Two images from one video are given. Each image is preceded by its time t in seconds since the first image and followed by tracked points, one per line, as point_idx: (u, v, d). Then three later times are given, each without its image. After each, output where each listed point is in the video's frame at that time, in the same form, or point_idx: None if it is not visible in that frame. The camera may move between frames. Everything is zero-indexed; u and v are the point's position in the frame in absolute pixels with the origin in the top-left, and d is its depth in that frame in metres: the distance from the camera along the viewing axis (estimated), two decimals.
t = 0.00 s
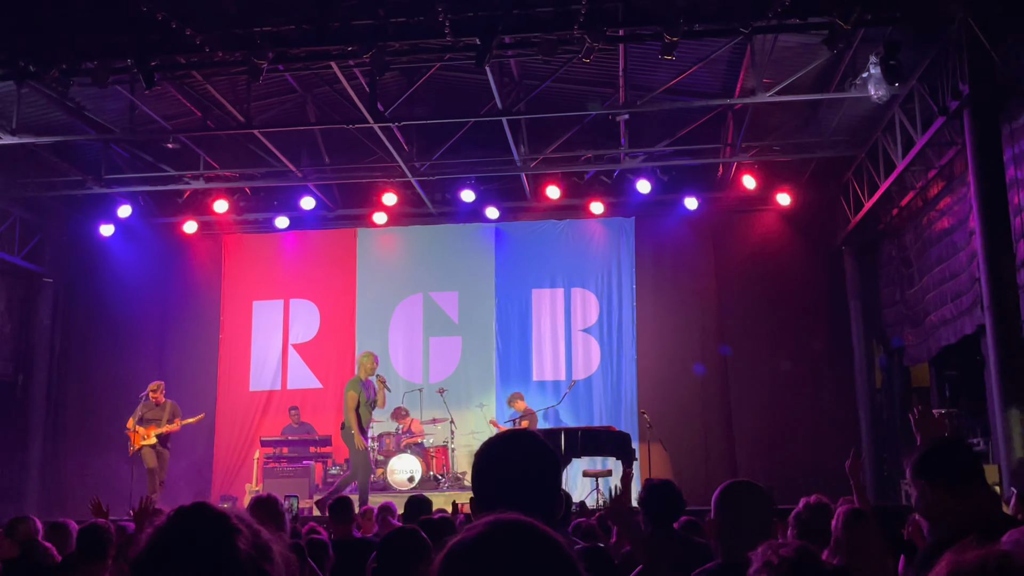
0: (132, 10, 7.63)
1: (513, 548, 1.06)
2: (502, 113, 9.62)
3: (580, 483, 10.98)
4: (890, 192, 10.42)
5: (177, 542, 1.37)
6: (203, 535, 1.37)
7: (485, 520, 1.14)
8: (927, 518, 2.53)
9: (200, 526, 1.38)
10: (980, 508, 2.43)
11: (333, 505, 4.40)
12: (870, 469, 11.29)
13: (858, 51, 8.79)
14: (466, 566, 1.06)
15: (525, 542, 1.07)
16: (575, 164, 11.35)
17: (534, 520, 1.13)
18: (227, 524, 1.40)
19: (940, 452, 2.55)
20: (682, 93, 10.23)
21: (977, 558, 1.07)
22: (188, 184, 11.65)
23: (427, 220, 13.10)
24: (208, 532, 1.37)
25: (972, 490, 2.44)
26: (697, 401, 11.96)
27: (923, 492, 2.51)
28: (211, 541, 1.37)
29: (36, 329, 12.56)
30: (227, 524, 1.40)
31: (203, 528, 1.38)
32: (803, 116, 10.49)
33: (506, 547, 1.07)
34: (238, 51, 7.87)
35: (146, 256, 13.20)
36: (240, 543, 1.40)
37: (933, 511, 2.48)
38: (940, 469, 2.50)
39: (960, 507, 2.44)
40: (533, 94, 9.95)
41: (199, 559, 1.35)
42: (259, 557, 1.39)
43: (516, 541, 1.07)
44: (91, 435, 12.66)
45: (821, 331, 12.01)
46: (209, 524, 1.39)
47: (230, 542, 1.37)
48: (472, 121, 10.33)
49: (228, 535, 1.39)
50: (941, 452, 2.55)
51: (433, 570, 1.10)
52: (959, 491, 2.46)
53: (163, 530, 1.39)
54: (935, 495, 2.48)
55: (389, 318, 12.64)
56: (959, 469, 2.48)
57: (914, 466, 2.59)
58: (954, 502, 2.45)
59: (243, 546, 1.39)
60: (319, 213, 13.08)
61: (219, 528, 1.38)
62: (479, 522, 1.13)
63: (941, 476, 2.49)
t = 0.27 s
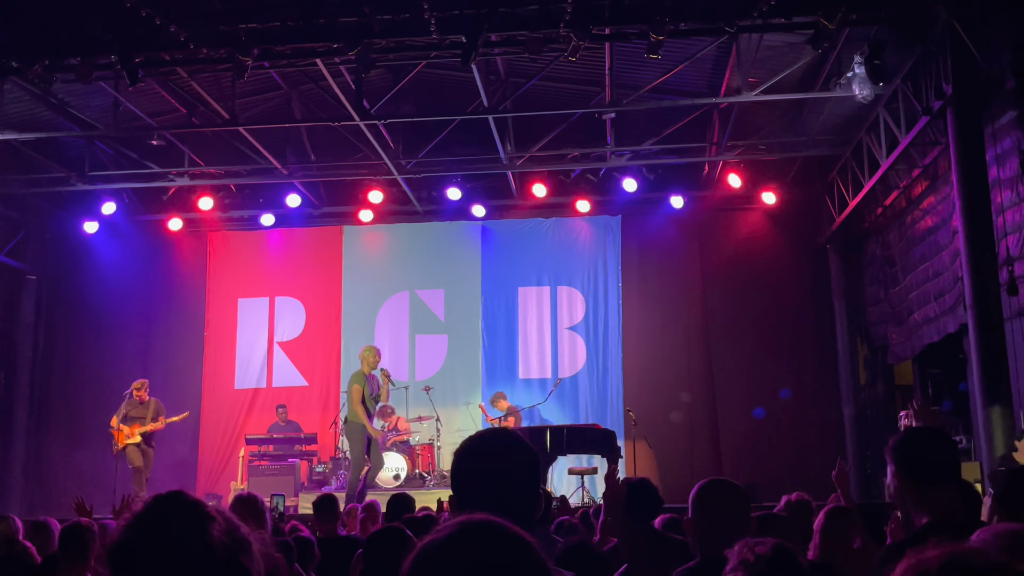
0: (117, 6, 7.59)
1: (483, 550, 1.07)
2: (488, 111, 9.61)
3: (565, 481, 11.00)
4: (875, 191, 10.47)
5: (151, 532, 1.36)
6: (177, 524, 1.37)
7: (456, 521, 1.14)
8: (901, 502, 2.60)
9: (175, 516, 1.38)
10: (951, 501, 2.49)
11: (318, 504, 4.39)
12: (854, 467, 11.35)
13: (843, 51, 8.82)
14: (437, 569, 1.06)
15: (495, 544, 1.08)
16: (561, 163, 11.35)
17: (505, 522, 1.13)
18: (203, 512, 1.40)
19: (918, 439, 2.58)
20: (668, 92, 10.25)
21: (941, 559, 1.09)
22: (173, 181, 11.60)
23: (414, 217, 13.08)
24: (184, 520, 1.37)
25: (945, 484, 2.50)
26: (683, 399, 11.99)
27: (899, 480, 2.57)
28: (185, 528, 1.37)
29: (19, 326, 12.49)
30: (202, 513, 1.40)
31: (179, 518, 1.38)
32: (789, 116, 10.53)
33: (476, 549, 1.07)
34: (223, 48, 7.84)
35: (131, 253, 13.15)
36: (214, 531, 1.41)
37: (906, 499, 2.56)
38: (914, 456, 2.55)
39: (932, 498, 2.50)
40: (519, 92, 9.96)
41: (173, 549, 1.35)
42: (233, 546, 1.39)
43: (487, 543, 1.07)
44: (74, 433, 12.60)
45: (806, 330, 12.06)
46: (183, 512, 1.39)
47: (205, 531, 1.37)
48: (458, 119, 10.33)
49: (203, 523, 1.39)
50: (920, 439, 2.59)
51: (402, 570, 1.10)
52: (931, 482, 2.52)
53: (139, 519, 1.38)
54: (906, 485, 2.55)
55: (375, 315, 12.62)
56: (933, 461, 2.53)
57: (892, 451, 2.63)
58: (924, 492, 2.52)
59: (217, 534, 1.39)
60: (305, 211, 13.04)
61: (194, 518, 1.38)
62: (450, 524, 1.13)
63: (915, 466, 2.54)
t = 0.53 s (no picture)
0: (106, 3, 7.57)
1: (456, 552, 1.07)
2: (479, 110, 9.61)
3: (555, 480, 11.01)
4: (864, 192, 10.50)
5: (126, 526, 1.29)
6: (150, 520, 1.29)
7: (432, 522, 1.14)
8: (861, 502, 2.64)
9: (148, 511, 1.30)
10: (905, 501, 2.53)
11: (307, 503, 4.39)
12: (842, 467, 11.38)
13: (833, 52, 8.85)
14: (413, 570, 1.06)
15: (470, 545, 1.08)
16: (552, 162, 11.36)
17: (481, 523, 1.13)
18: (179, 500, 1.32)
19: (874, 444, 2.62)
20: (659, 92, 10.27)
21: (906, 563, 1.10)
22: (163, 178, 11.57)
23: (404, 216, 13.07)
24: (162, 513, 1.30)
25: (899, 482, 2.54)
26: (672, 399, 12.01)
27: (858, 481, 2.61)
28: (161, 521, 1.29)
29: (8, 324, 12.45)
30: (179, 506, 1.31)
31: (154, 511, 1.30)
32: (779, 116, 10.55)
33: (451, 550, 1.08)
34: (213, 46, 7.83)
35: (120, 251, 13.11)
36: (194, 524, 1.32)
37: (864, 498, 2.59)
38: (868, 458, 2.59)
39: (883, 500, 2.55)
40: (510, 91, 9.96)
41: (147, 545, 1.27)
42: (210, 535, 1.31)
43: (462, 543, 1.07)
44: (63, 431, 12.56)
45: (796, 330, 12.09)
46: (157, 504, 1.30)
47: (180, 524, 1.29)
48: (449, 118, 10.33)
49: (181, 515, 1.31)
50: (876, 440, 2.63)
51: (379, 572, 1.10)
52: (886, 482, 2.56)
53: (110, 517, 1.31)
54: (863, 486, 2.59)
55: (365, 314, 12.61)
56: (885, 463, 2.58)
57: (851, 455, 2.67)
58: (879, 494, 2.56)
59: (196, 526, 1.31)
60: (295, 209, 13.02)
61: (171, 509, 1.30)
62: (426, 525, 1.13)
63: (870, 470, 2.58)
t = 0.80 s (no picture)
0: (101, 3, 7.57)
1: (434, 553, 1.07)
2: (474, 111, 9.61)
3: (548, 482, 11.00)
4: (858, 195, 10.52)
5: (128, 503, 1.46)
6: (151, 499, 1.46)
7: (413, 524, 1.14)
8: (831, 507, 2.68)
9: (150, 491, 1.47)
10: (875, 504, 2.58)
11: (299, 504, 4.37)
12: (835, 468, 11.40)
13: (827, 55, 8.87)
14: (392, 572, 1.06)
15: (449, 546, 1.08)
16: (547, 164, 11.36)
17: (460, 525, 1.13)
18: (178, 485, 1.50)
19: (843, 449, 2.65)
20: (653, 94, 10.28)
21: (886, 566, 1.10)
22: (157, 178, 11.55)
23: (399, 217, 13.06)
24: (161, 497, 1.47)
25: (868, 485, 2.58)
26: (666, 401, 12.02)
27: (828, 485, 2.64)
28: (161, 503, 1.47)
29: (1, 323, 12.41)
30: (178, 491, 1.49)
31: (156, 492, 1.48)
32: (773, 119, 10.56)
33: (429, 550, 1.07)
34: (208, 46, 7.83)
35: (114, 251, 13.08)
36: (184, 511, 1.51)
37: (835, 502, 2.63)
38: (838, 463, 2.63)
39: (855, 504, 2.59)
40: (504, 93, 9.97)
41: (146, 523, 1.45)
42: (198, 523, 1.50)
43: (441, 544, 1.07)
44: (55, 431, 12.52)
45: (789, 332, 12.11)
46: (157, 485, 1.48)
47: (176, 510, 1.47)
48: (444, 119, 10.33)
49: (179, 500, 1.49)
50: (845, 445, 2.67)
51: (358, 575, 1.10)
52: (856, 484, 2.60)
53: (114, 491, 1.47)
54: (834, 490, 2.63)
55: (359, 314, 12.61)
56: (855, 467, 2.62)
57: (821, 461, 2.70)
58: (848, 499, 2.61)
59: (187, 516, 1.50)
60: (290, 210, 13.01)
61: (172, 493, 1.48)
62: (408, 527, 1.13)
63: (841, 476, 2.61)
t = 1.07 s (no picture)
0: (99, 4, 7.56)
1: (415, 554, 1.10)
2: (471, 114, 9.61)
3: (544, 484, 11.00)
4: (855, 199, 10.54)
5: (134, 485, 1.53)
6: (156, 484, 1.53)
7: (396, 527, 1.16)
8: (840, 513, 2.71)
9: (156, 477, 1.54)
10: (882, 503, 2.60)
11: (295, 504, 4.36)
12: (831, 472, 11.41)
13: (824, 59, 8.88)
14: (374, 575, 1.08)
15: (430, 549, 1.10)
16: (543, 166, 11.36)
17: (442, 528, 1.16)
18: (184, 473, 1.57)
19: (851, 453, 2.70)
20: (650, 97, 10.30)
21: (874, 568, 1.11)
22: (154, 179, 11.54)
23: (396, 219, 13.07)
24: (166, 482, 1.54)
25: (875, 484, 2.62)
26: (662, 403, 12.03)
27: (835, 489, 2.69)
28: (165, 486, 1.54)
29: None
30: (185, 478, 1.56)
31: (162, 478, 1.55)
32: (770, 123, 10.58)
33: (411, 553, 1.10)
34: (205, 47, 7.83)
35: (110, 252, 13.07)
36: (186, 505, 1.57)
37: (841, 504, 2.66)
38: (843, 465, 2.69)
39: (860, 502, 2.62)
40: (502, 95, 9.98)
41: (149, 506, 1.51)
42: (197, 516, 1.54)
43: (421, 544, 1.11)
44: (50, 431, 12.50)
45: (785, 336, 12.12)
46: (163, 471, 1.55)
47: (179, 496, 1.54)
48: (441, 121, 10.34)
49: (184, 487, 1.56)
50: (849, 450, 2.73)
51: None
52: (864, 484, 2.64)
53: (120, 477, 1.55)
54: (843, 491, 2.67)
55: (356, 316, 12.61)
56: (861, 466, 2.66)
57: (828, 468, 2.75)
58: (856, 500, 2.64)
59: (189, 505, 1.56)
60: (286, 211, 13.01)
61: (177, 480, 1.55)
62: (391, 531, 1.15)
63: (846, 475, 2.66)
